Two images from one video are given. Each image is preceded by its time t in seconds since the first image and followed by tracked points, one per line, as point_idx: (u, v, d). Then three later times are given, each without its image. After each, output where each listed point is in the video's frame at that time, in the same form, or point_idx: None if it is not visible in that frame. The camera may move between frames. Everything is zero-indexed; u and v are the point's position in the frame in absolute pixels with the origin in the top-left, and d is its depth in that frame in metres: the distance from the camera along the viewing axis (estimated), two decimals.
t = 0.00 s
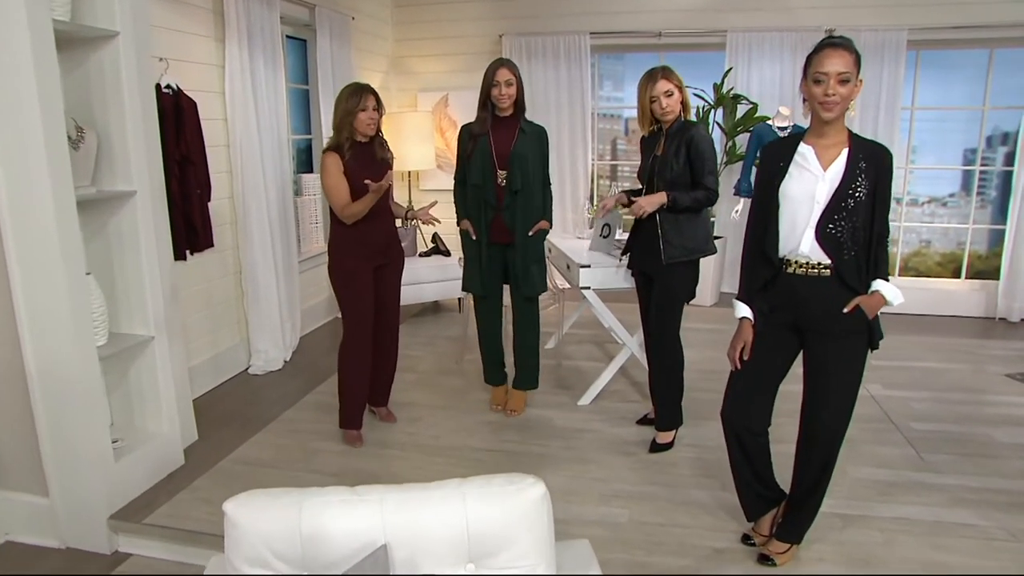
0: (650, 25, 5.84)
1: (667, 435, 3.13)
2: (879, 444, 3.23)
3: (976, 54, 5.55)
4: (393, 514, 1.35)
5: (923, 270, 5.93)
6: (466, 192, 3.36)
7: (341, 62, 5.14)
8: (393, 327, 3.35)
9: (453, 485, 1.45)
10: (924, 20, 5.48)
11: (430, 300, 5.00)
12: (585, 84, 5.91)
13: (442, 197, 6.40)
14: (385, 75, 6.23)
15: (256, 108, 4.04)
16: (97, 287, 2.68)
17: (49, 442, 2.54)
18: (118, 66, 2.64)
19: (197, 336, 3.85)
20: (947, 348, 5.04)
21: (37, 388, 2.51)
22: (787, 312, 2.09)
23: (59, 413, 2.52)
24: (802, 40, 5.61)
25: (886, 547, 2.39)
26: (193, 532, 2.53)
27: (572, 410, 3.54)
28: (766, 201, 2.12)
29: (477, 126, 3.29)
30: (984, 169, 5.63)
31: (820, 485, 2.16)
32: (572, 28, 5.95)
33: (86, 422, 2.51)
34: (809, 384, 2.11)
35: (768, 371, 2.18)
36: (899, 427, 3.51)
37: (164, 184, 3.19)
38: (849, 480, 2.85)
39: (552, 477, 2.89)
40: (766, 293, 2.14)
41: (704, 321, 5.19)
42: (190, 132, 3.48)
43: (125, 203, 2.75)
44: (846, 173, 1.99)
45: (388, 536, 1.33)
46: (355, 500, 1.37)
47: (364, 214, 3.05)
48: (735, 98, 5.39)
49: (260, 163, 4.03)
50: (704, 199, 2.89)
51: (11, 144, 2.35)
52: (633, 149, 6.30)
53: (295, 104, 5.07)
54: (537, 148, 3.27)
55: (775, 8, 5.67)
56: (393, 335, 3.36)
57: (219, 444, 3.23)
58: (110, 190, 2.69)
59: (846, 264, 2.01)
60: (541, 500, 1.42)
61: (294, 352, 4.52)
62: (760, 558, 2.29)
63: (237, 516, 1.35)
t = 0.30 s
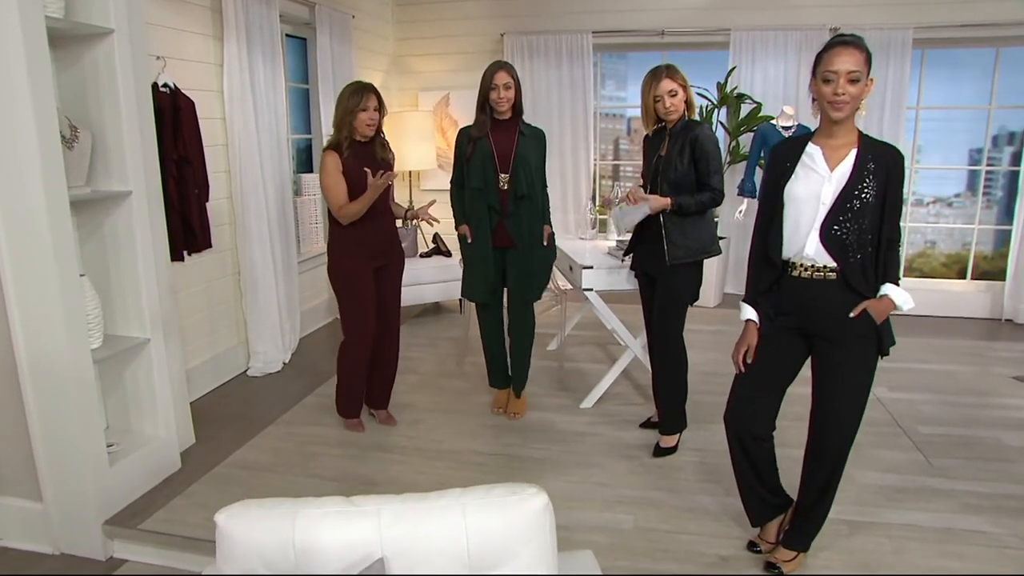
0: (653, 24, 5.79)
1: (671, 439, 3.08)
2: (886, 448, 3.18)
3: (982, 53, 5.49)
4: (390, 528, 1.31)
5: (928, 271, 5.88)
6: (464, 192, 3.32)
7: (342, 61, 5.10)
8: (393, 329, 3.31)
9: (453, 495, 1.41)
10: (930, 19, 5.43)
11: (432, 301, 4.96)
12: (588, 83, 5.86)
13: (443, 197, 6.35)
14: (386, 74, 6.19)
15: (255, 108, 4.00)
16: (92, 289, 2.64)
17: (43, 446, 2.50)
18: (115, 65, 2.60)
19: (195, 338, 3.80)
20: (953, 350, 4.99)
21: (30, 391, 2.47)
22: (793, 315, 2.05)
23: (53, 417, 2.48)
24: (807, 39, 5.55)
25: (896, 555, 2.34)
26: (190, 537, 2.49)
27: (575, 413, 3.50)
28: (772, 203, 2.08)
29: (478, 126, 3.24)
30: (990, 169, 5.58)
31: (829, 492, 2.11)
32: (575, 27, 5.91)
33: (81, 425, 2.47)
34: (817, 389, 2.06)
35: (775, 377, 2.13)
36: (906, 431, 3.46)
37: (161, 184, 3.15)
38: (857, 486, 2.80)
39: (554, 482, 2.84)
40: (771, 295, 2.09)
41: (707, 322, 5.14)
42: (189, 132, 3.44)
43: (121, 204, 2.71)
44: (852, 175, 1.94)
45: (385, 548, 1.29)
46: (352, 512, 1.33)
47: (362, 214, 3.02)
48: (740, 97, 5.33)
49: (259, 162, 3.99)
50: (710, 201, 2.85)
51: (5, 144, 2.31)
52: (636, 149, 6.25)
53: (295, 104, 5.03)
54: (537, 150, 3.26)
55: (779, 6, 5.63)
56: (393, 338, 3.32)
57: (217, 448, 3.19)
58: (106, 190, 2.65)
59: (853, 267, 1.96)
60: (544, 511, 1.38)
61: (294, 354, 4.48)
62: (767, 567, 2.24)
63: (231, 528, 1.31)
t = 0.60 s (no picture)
0: (659, 23, 5.76)
1: (676, 442, 3.04)
2: (894, 453, 3.14)
3: (990, 53, 5.44)
4: (390, 534, 1.28)
5: (935, 272, 5.83)
6: (468, 193, 3.29)
7: (345, 60, 5.08)
8: (394, 329, 3.29)
9: (453, 501, 1.38)
10: (937, 18, 5.39)
11: (435, 301, 4.93)
12: (592, 83, 5.83)
13: (447, 197, 6.33)
14: (390, 74, 6.17)
15: (257, 107, 3.97)
16: (91, 289, 2.62)
17: (43, 448, 2.48)
18: (115, 64, 2.58)
19: (196, 339, 3.78)
20: (960, 352, 4.95)
21: (29, 392, 2.45)
22: (801, 319, 2.01)
23: (53, 417, 2.45)
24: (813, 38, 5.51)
25: (904, 561, 2.31)
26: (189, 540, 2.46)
27: (579, 416, 3.47)
28: (779, 204, 2.04)
29: (481, 127, 3.21)
30: (998, 170, 5.53)
31: (837, 496, 2.08)
32: (579, 26, 5.88)
33: (80, 427, 2.44)
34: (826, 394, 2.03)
35: (782, 381, 2.09)
36: (914, 435, 3.42)
37: (162, 184, 3.13)
38: (864, 491, 2.76)
39: (557, 486, 2.81)
40: (778, 299, 2.06)
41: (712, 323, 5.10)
42: (190, 132, 3.42)
43: (121, 204, 2.69)
44: (862, 175, 1.90)
45: (382, 557, 1.26)
46: (350, 520, 1.30)
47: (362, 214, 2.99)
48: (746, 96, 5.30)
49: (261, 162, 3.97)
50: (718, 201, 2.81)
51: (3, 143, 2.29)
52: (640, 149, 6.22)
53: (297, 104, 5.00)
54: (541, 153, 3.24)
55: (785, 6, 5.59)
56: (393, 338, 3.31)
57: (218, 450, 3.17)
58: (106, 190, 2.63)
59: (863, 270, 1.93)
60: (546, 519, 1.35)
61: (296, 355, 4.45)
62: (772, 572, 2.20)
63: (227, 535, 1.29)
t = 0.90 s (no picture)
0: (662, 23, 5.74)
1: (679, 445, 3.02)
2: (899, 455, 3.12)
3: (994, 54, 5.42)
4: (391, 538, 1.26)
5: (938, 274, 5.81)
6: (469, 193, 3.28)
7: (347, 60, 5.07)
8: (395, 330, 3.28)
9: (456, 504, 1.37)
10: (942, 18, 5.37)
11: (437, 302, 4.92)
12: (595, 83, 5.82)
13: (449, 197, 6.31)
14: (393, 74, 6.16)
15: (259, 106, 3.96)
16: (92, 289, 2.60)
17: (43, 448, 2.47)
18: (116, 64, 2.57)
19: (197, 339, 3.77)
20: (964, 354, 4.92)
21: (29, 392, 2.43)
22: (807, 319, 2.00)
23: (53, 417, 2.44)
24: (817, 38, 5.49)
25: (909, 565, 2.29)
26: (189, 542, 2.45)
27: (581, 417, 3.45)
28: (784, 205, 2.02)
29: (483, 127, 3.20)
30: (1003, 170, 5.50)
31: (843, 498, 2.06)
32: (582, 26, 5.86)
33: (80, 428, 2.43)
34: (834, 395, 2.01)
35: (788, 383, 2.07)
36: (918, 437, 3.40)
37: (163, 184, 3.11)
38: (870, 494, 2.74)
39: (560, 488, 2.80)
40: (785, 300, 2.04)
41: (715, 324, 5.09)
42: (191, 131, 3.40)
43: (122, 204, 2.68)
44: (869, 175, 1.89)
45: (383, 561, 1.25)
46: (349, 523, 1.28)
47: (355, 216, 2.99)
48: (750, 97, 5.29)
49: (264, 162, 3.96)
50: (716, 202, 2.80)
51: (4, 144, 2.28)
52: (643, 150, 6.21)
53: (299, 103, 4.99)
54: (544, 153, 3.21)
55: (789, 6, 5.57)
56: (395, 339, 3.29)
57: (219, 451, 3.15)
58: (107, 189, 2.62)
59: (871, 270, 1.91)
60: (549, 522, 1.33)
61: (297, 355, 4.44)
62: None
63: (225, 538, 1.28)
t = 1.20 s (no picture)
0: (663, 23, 5.74)
1: (681, 444, 3.02)
2: (901, 455, 3.12)
3: (996, 54, 5.41)
4: (394, 538, 1.26)
5: (939, 274, 5.80)
6: (471, 192, 3.27)
7: (349, 60, 5.07)
8: (395, 329, 3.28)
9: (459, 503, 1.36)
10: (944, 18, 5.36)
11: (438, 302, 4.92)
12: (596, 83, 5.81)
13: (450, 197, 6.31)
14: (394, 74, 6.16)
15: (261, 106, 3.96)
16: (94, 289, 2.61)
17: (44, 447, 2.47)
18: (117, 63, 2.57)
19: (198, 339, 3.77)
20: (966, 354, 4.92)
21: (30, 391, 2.43)
22: (809, 319, 2.00)
23: (54, 417, 2.44)
24: (818, 38, 5.49)
25: (912, 566, 2.28)
26: (192, 542, 2.45)
27: (583, 417, 3.45)
28: (786, 205, 2.02)
29: (484, 126, 3.20)
30: (1004, 170, 5.50)
31: (845, 497, 2.06)
32: (584, 25, 5.86)
33: (80, 427, 2.43)
34: (836, 395, 2.01)
35: (789, 383, 2.07)
36: (920, 437, 3.39)
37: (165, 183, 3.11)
38: (872, 494, 2.74)
39: (562, 487, 2.80)
40: (786, 300, 2.04)
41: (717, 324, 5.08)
42: (193, 131, 3.40)
43: (124, 203, 2.68)
44: (871, 175, 1.88)
45: (386, 560, 1.25)
46: (352, 522, 1.28)
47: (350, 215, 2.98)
48: (751, 97, 5.29)
49: (266, 162, 3.97)
50: (717, 199, 2.80)
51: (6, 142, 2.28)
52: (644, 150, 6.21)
53: (301, 103, 4.98)
54: (543, 152, 3.20)
55: (791, 5, 5.56)
56: (395, 338, 3.29)
57: (221, 450, 3.15)
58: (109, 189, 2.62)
59: (873, 270, 1.91)
60: (552, 522, 1.33)
61: (298, 354, 4.44)
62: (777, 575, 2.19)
63: (227, 536, 1.28)
